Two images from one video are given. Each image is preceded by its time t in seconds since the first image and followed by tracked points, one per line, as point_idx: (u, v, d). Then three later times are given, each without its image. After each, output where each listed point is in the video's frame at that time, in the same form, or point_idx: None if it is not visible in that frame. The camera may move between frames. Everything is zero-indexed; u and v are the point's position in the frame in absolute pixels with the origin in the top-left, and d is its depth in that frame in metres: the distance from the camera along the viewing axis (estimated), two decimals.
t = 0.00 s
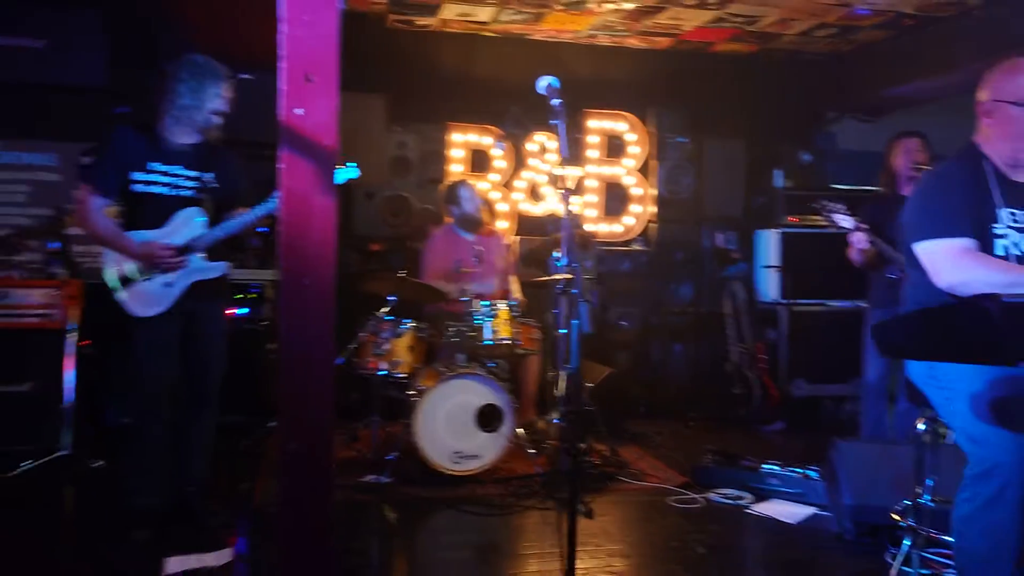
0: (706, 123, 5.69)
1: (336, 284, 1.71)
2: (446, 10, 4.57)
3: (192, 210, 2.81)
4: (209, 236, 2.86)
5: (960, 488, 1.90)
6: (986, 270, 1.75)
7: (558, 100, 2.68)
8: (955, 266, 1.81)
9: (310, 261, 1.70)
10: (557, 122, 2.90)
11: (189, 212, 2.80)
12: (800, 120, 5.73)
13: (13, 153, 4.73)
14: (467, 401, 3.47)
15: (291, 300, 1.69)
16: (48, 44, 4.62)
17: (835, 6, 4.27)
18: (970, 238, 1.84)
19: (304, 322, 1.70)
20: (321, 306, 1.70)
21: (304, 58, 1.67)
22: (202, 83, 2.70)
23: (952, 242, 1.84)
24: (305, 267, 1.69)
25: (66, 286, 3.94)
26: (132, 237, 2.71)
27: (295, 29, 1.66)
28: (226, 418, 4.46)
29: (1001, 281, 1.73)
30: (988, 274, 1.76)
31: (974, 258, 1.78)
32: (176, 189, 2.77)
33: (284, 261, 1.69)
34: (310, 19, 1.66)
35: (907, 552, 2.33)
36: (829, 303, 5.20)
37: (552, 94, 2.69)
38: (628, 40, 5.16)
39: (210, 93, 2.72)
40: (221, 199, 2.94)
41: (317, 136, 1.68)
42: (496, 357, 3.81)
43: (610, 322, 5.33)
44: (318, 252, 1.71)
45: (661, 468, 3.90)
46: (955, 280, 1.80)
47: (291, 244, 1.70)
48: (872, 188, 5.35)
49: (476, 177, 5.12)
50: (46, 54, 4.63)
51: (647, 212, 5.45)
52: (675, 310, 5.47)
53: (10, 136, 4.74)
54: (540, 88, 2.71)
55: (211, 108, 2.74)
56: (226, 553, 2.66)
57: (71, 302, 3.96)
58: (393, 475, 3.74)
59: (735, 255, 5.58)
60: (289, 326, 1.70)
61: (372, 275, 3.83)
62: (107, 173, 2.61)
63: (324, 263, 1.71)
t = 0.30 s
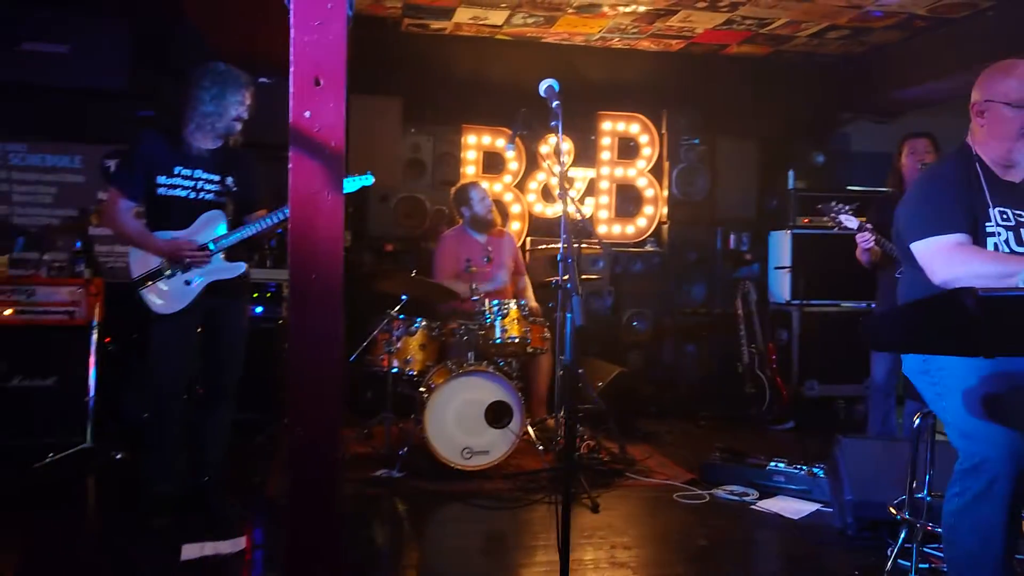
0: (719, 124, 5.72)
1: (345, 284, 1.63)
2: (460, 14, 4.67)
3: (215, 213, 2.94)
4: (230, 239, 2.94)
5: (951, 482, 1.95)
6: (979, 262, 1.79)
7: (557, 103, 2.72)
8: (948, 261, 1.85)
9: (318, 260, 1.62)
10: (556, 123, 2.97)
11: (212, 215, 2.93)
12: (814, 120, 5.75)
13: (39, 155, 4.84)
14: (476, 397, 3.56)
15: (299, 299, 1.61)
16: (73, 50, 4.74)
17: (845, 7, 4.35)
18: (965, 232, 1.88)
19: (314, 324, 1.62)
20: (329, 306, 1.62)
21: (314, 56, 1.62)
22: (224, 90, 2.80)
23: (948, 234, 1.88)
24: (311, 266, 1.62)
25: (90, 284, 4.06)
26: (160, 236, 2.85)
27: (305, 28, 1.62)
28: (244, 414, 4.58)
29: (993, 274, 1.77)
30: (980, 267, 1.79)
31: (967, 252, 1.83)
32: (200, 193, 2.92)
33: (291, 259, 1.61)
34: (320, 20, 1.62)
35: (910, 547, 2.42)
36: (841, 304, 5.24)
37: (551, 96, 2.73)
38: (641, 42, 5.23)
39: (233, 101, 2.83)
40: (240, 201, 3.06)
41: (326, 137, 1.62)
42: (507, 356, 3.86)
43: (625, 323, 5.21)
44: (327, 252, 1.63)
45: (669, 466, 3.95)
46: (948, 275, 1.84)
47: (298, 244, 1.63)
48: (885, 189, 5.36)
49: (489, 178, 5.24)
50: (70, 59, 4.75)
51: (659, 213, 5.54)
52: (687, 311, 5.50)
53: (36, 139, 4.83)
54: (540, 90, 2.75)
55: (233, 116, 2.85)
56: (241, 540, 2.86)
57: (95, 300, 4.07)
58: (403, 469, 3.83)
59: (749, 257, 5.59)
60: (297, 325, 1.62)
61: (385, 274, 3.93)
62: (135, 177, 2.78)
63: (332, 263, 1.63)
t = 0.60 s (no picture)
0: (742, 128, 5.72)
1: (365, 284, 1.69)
2: (484, 20, 4.74)
3: (246, 215, 3.03)
4: (260, 240, 3.03)
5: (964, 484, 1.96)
6: (990, 266, 1.80)
7: (573, 109, 2.75)
8: (960, 265, 1.87)
9: (340, 261, 1.68)
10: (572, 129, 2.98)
11: (242, 218, 3.03)
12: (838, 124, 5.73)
13: (75, 159, 4.91)
14: (497, 398, 3.62)
15: (321, 299, 1.67)
16: (110, 58, 4.90)
17: (869, 11, 4.36)
18: (977, 238, 1.90)
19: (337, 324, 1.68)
20: (349, 305, 1.68)
21: (338, 64, 1.67)
22: (258, 97, 2.92)
23: (956, 241, 1.90)
24: (334, 265, 1.68)
25: (124, 285, 4.19)
26: (194, 235, 2.94)
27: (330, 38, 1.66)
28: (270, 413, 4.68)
29: (1004, 277, 1.78)
30: (991, 270, 1.81)
31: (976, 257, 1.85)
32: (234, 198, 3.03)
33: (314, 260, 1.67)
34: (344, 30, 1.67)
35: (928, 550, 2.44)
36: (863, 309, 5.22)
37: (566, 102, 2.76)
38: (663, 47, 5.26)
39: (266, 107, 2.94)
40: (271, 205, 3.16)
41: (348, 143, 1.68)
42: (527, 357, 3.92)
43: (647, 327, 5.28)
44: (348, 253, 1.69)
45: (689, 467, 3.97)
46: (962, 279, 1.86)
47: (321, 246, 1.68)
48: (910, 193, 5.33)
49: (512, 182, 5.25)
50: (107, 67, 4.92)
51: (682, 217, 5.53)
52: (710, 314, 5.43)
53: (72, 144, 4.93)
54: (556, 96, 2.80)
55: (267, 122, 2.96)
56: (265, 534, 2.95)
57: (128, 300, 4.21)
58: (425, 468, 3.89)
59: (771, 260, 5.52)
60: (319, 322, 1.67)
61: (409, 276, 4.01)
62: (171, 178, 2.89)
63: (353, 264, 1.69)
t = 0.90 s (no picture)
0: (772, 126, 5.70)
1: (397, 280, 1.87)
2: (514, 23, 4.81)
3: (282, 218, 3.12)
4: (293, 243, 3.11)
5: (992, 483, 1.98)
6: (1013, 270, 1.83)
7: (600, 111, 2.77)
8: (984, 268, 1.90)
9: (372, 258, 1.85)
10: (598, 131, 3.01)
11: (279, 220, 3.12)
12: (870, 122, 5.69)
13: (116, 162, 5.06)
14: (527, 396, 3.68)
15: (355, 294, 1.84)
16: (149, 63, 5.01)
17: (900, 9, 4.33)
18: (1001, 240, 1.92)
19: (372, 321, 1.84)
20: (382, 299, 1.85)
21: (370, 74, 1.86)
22: (295, 103, 3.01)
23: (981, 243, 1.93)
24: (367, 264, 1.86)
25: (162, 284, 4.29)
26: (229, 236, 3.03)
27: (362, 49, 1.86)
28: (303, 410, 4.79)
29: None
30: (1015, 274, 1.84)
31: (1000, 260, 1.87)
32: (272, 199, 3.13)
33: (350, 257, 1.85)
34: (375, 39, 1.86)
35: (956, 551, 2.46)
36: (894, 309, 5.18)
37: (593, 104, 2.80)
38: (693, 47, 5.28)
39: (301, 112, 3.03)
40: (305, 208, 3.25)
41: (380, 147, 1.87)
42: (557, 356, 3.98)
43: (677, 327, 5.30)
44: (379, 250, 1.87)
45: (717, 466, 4.00)
46: (985, 282, 1.89)
47: (355, 244, 1.87)
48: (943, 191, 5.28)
49: (542, 182, 5.31)
50: (147, 72, 5.03)
51: (712, 216, 5.55)
52: (739, 313, 5.43)
53: (114, 147, 5.08)
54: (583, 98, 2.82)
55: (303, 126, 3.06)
56: (300, 528, 3.04)
57: (166, 299, 4.30)
58: (456, 465, 3.96)
59: (802, 260, 5.50)
60: (354, 318, 1.83)
61: (440, 275, 4.08)
62: (209, 182, 2.99)
63: (385, 262, 1.87)
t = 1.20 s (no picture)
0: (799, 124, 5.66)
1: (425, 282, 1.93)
2: (538, 24, 4.83)
3: (309, 217, 3.16)
4: (320, 243, 3.14)
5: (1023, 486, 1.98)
6: None
7: (626, 114, 2.71)
8: (1015, 270, 1.90)
9: (399, 259, 1.93)
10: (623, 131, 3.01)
11: (307, 220, 3.15)
12: (898, 119, 5.63)
13: (148, 166, 5.15)
14: (553, 395, 3.71)
15: (383, 295, 1.92)
16: (180, 67, 5.13)
17: (929, 5, 4.29)
18: None
19: (401, 322, 1.92)
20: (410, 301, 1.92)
21: (398, 79, 1.94)
22: (324, 103, 3.06)
23: (1011, 243, 1.91)
24: (396, 265, 1.93)
25: (193, 285, 4.28)
26: (257, 238, 3.06)
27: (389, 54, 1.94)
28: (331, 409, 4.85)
29: None
30: None
31: None
32: (300, 199, 3.17)
33: (379, 260, 1.94)
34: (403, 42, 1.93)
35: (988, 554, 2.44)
36: (924, 308, 5.12)
37: (620, 106, 2.79)
38: (718, 46, 5.26)
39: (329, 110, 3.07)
40: (333, 209, 3.31)
41: (408, 149, 1.95)
42: (583, 356, 4.02)
43: (703, 326, 5.31)
44: (408, 251, 1.95)
45: (744, 466, 3.99)
46: (1015, 285, 1.89)
47: (385, 245, 1.96)
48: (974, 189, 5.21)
49: (568, 182, 5.34)
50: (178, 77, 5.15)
51: (738, 215, 5.53)
52: (766, 312, 5.39)
53: (146, 150, 5.18)
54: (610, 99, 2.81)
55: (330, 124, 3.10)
56: (329, 527, 3.10)
57: (196, 300, 4.29)
58: (483, 464, 3.99)
59: (830, 259, 5.44)
60: (382, 318, 1.92)
61: (466, 275, 4.11)
62: (239, 182, 3.05)
63: (414, 263, 1.95)
